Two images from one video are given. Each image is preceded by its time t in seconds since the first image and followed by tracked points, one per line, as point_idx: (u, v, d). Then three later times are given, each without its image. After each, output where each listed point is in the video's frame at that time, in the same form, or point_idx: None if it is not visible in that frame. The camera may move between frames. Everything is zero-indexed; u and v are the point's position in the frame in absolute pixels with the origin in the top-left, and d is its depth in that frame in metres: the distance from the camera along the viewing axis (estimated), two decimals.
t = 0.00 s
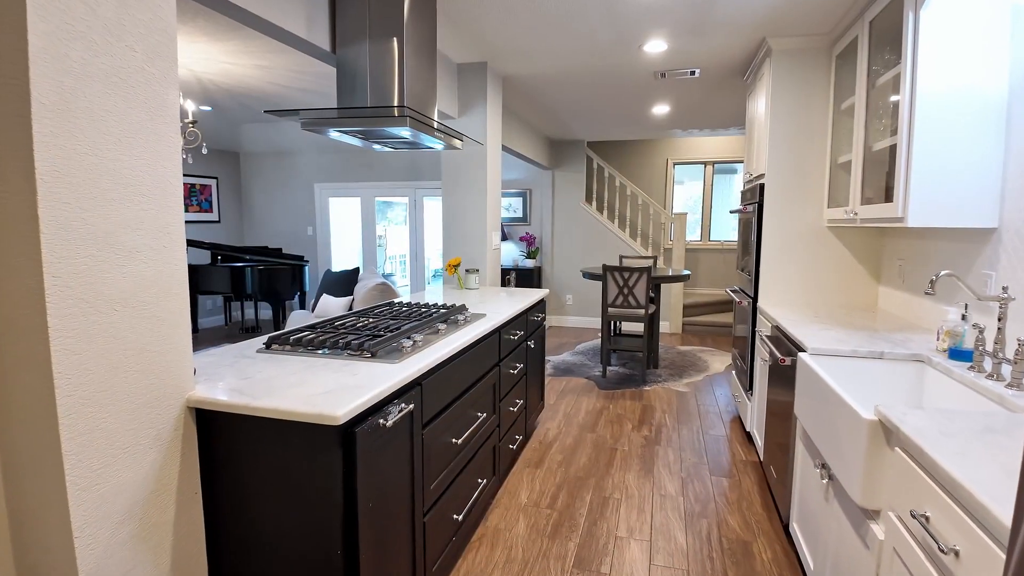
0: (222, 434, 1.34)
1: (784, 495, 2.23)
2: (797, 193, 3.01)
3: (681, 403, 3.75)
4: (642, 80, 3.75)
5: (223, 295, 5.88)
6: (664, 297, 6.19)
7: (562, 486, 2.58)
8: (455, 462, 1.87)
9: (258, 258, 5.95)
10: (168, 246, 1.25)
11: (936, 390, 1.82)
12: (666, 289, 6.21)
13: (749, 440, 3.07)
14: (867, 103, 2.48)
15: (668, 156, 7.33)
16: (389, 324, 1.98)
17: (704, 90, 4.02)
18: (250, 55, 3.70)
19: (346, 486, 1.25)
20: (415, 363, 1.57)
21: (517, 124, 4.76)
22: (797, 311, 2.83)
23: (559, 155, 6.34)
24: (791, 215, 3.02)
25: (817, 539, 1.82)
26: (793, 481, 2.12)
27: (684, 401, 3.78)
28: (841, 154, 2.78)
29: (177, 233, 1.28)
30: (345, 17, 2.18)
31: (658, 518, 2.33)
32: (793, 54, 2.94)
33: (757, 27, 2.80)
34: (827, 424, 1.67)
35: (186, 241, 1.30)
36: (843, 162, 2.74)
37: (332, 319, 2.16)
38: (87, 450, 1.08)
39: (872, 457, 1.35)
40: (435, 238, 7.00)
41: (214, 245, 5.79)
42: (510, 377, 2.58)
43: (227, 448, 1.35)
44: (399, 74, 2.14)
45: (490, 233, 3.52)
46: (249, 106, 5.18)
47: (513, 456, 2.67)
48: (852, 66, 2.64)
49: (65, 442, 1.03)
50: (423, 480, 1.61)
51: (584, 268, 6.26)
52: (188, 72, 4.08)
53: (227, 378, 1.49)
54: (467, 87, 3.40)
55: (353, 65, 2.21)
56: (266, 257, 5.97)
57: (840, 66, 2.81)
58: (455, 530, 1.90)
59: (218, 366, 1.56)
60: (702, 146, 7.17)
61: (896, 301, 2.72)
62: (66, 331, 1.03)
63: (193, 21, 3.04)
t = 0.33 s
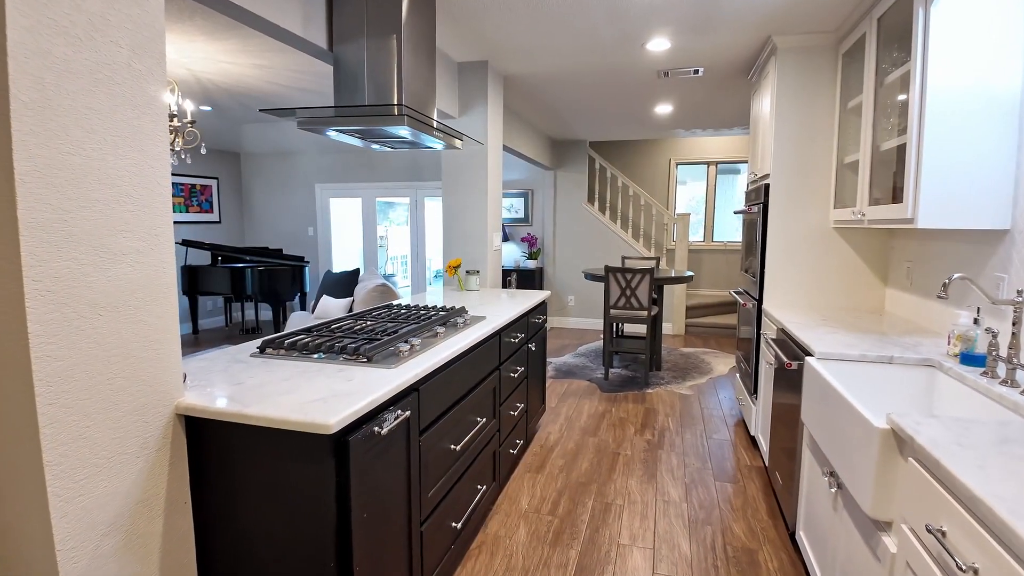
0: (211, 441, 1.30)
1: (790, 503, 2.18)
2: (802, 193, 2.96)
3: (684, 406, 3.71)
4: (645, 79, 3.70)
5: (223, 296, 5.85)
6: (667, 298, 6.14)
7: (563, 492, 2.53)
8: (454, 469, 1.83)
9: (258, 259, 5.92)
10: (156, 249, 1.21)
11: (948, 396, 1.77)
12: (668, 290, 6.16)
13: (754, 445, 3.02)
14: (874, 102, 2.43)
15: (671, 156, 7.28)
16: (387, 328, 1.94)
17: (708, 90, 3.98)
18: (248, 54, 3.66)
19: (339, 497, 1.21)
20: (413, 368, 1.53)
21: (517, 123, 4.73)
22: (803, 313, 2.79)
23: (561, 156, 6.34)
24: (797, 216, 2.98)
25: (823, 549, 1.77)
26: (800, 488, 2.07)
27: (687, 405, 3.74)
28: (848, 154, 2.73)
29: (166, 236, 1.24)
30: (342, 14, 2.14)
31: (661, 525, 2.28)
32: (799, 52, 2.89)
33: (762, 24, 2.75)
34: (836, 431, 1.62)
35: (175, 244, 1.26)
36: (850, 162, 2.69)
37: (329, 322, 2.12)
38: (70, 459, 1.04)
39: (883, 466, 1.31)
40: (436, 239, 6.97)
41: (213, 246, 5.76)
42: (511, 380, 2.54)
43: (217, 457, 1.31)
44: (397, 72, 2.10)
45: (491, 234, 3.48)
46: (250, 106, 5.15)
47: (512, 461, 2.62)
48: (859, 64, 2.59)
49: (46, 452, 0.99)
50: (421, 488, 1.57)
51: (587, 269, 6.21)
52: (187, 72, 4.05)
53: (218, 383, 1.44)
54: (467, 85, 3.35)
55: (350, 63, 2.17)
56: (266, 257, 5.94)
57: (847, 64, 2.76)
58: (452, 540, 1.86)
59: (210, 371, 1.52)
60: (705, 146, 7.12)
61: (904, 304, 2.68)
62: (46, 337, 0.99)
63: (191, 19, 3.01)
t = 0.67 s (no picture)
0: (201, 446, 1.26)
1: (795, 509, 2.14)
2: (807, 193, 2.92)
3: (687, 408, 3.66)
4: (647, 77, 3.66)
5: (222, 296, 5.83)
6: (670, 299, 6.10)
7: (564, 496, 2.49)
8: (452, 474, 1.79)
9: (258, 259, 5.90)
10: (144, 249, 1.18)
11: (959, 400, 1.73)
12: (671, 290, 6.12)
13: (758, 448, 2.98)
14: (882, 100, 2.38)
15: (674, 156, 7.23)
16: (385, 329, 1.90)
17: (711, 88, 3.94)
18: (247, 53, 3.63)
19: (332, 504, 1.17)
20: (410, 371, 1.49)
21: (518, 122, 4.69)
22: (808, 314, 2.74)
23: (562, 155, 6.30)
24: (801, 216, 2.93)
25: (831, 557, 1.73)
26: (806, 493, 2.03)
27: (690, 406, 3.69)
28: (854, 153, 2.68)
29: (154, 235, 1.20)
30: (340, 11, 2.10)
31: (664, 531, 2.24)
32: (803, 49, 2.85)
33: (766, 21, 2.71)
34: (844, 436, 1.58)
35: (164, 243, 1.22)
36: (856, 161, 2.65)
37: (327, 323, 2.09)
38: (53, 466, 1.00)
39: (894, 473, 1.26)
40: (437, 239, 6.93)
41: (213, 246, 5.74)
42: (511, 383, 2.50)
43: (207, 462, 1.27)
44: (396, 69, 2.07)
45: (492, 234, 3.45)
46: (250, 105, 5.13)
47: (513, 464, 2.59)
48: (865, 61, 2.55)
49: (28, 459, 0.95)
50: (418, 493, 1.54)
51: (588, 270, 6.17)
52: (186, 71, 4.02)
53: (210, 386, 1.40)
54: (467, 83, 3.31)
55: (347, 60, 2.13)
56: (266, 257, 5.91)
57: (853, 61, 2.72)
58: (451, 546, 1.82)
59: (202, 374, 1.48)
60: (708, 146, 7.08)
61: (911, 305, 2.63)
62: (28, 340, 0.95)
63: (189, 17, 2.98)
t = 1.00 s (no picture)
0: (190, 449, 1.23)
1: (800, 512, 2.10)
2: (812, 191, 2.88)
3: (690, 409, 3.62)
4: (649, 75, 3.62)
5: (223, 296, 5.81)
6: (672, 299, 6.05)
7: (565, 499, 2.45)
8: (450, 477, 1.76)
9: (258, 259, 5.87)
10: (131, 247, 1.14)
11: (969, 402, 1.69)
12: (673, 290, 6.08)
13: (761, 450, 2.94)
14: (888, 97, 2.33)
15: (676, 155, 7.19)
16: (382, 330, 1.86)
17: (714, 86, 3.90)
18: (246, 51, 3.60)
19: (325, 510, 1.13)
20: (406, 372, 1.45)
21: (519, 120, 4.66)
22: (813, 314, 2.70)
23: (563, 155, 6.27)
24: (806, 215, 2.89)
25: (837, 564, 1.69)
26: (812, 497, 1.99)
27: (693, 408, 3.65)
28: (860, 150, 2.63)
29: (141, 232, 1.17)
30: (336, 6, 2.07)
31: (667, 535, 2.20)
32: (808, 45, 2.80)
33: (771, 17, 2.67)
34: (851, 440, 1.54)
35: (152, 240, 1.19)
36: (862, 159, 2.61)
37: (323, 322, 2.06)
38: (35, 472, 0.97)
39: (905, 478, 1.23)
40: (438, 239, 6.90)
41: (214, 246, 5.72)
42: (512, 384, 2.47)
43: (196, 466, 1.24)
44: (393, 64, 2.03)
45: (492, 233, 3.41)
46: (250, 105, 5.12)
47: (513, 467, 2.55)
48: (872, 57, 2.51)
49: (10, 464, 0.92)
50: (416, 497, 1.51)
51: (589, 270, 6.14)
52: (185, 70, 3.99)
53: (199, 387, 1.37)
54: (467, 80, 3.27)
55: (344, 56, 2.09)
56: (266, 257, 5.89)
57: (858, 58, 2.67)
58: (449, 551, 1.79)
59: (194, 375, 1.45)
60: (710, 145, 7.03)
61: (918, 305, 2.59)
62: (8, 341, 0.91)
63: (186, 14, 2.95)
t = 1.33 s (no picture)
0: (176, 454, 1.20)
1: (804, 517, 2.06)
2: (816, 190, 2.83)
3: (692, 410, 3.58)
4: (651, 72, 3.58)
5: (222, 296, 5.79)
6: (674, 299, 6.01)
7: (564, 502, 2.41)
8: (447, 481, 1.72)
9: (258, 259, 5.84)
10: (115, 245, 1.11)
11: (978, 405, 1.64)
12: (675, 291, 6.03)
13: (764, 453, 2.90)
14: (895, 93, 2.29)
15: (678, 155, 7.15)
16: (378, 330, 1.82)
17: (717, 84, 3.85)
18: (244, 49, 3.57)
19: (314, 517, 1.10)
20: (401, 374, 1.42)
21: (519, 119, 4.62)
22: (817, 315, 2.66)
23: (564, 154, 6.24)
24: (810, 214, 2.85)
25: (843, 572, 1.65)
26: (816, 502, 1.95)
27: (695, 409, 3.60)
28: (866, 147, 2.59)
29: (125, 230, 1.13)
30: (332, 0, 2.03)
31: (668, 539, 2.16)
32: (812, 41, 2.76)
33: (774, 13, 2.63)
34: (857, 444, 1.50)
35: (137, 238, 1.15)
36: (867, 157, 2.57)
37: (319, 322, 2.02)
38: (13, 477, 0.93)
39: (914, 484, 1.19)
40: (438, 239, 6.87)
41: (214, 246, 5.69)
42: (511, 385, 2.43)
43: (182, 471, 1.20)
44: (390, 60, 1.99)
45: (492, 232, 3.37)
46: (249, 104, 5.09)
47: (513, 469, 2.52)
48: (877, 53, 2.47)
49: None
50: (410, 502, 1.47)
51: (591, 269, 6.09)
52: (183, 68, 3.96)
53: (187, 389, 1.33)
54: (467, 77, 3.23)
55: (339, 52, 2.06)
56: (266, 257, 5.86)
57: (864, 53, 2.63)
58: (446, 556, 1.75)
59: (183, 378, 1.41)
60: (713, 144, 6.99)
61: (924, 305, 2.54)
62: None
63: (182, 11, 2.91)
